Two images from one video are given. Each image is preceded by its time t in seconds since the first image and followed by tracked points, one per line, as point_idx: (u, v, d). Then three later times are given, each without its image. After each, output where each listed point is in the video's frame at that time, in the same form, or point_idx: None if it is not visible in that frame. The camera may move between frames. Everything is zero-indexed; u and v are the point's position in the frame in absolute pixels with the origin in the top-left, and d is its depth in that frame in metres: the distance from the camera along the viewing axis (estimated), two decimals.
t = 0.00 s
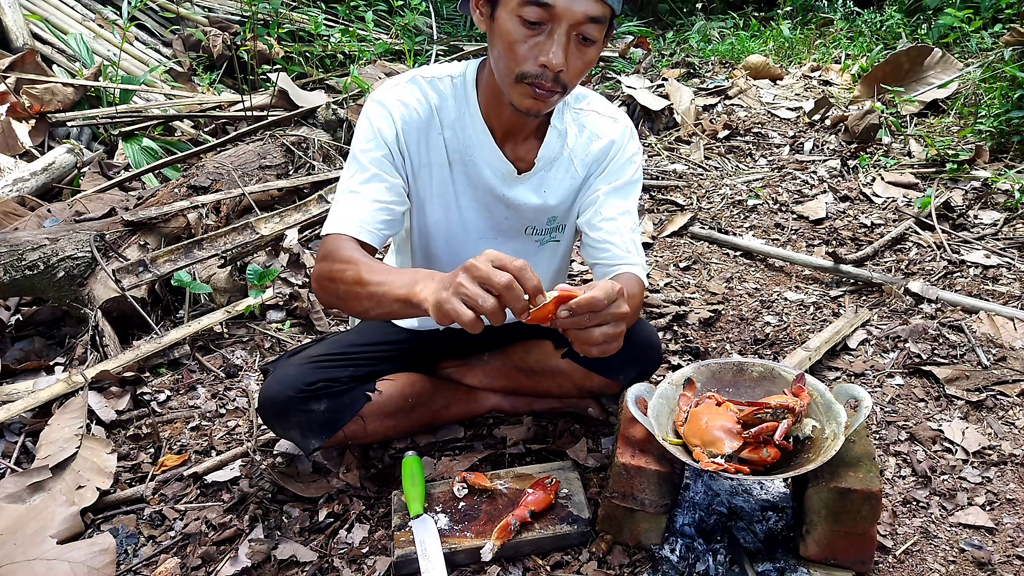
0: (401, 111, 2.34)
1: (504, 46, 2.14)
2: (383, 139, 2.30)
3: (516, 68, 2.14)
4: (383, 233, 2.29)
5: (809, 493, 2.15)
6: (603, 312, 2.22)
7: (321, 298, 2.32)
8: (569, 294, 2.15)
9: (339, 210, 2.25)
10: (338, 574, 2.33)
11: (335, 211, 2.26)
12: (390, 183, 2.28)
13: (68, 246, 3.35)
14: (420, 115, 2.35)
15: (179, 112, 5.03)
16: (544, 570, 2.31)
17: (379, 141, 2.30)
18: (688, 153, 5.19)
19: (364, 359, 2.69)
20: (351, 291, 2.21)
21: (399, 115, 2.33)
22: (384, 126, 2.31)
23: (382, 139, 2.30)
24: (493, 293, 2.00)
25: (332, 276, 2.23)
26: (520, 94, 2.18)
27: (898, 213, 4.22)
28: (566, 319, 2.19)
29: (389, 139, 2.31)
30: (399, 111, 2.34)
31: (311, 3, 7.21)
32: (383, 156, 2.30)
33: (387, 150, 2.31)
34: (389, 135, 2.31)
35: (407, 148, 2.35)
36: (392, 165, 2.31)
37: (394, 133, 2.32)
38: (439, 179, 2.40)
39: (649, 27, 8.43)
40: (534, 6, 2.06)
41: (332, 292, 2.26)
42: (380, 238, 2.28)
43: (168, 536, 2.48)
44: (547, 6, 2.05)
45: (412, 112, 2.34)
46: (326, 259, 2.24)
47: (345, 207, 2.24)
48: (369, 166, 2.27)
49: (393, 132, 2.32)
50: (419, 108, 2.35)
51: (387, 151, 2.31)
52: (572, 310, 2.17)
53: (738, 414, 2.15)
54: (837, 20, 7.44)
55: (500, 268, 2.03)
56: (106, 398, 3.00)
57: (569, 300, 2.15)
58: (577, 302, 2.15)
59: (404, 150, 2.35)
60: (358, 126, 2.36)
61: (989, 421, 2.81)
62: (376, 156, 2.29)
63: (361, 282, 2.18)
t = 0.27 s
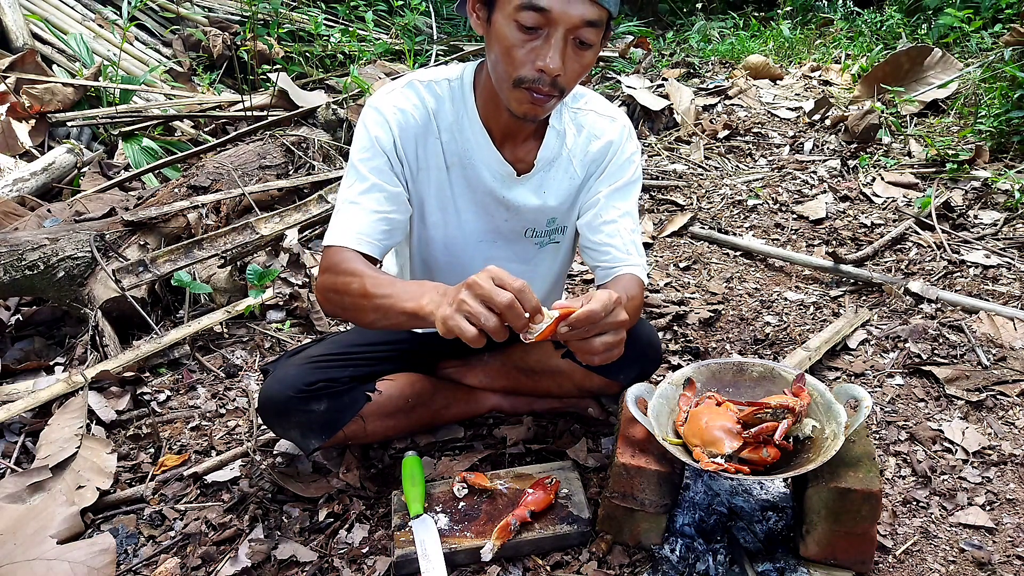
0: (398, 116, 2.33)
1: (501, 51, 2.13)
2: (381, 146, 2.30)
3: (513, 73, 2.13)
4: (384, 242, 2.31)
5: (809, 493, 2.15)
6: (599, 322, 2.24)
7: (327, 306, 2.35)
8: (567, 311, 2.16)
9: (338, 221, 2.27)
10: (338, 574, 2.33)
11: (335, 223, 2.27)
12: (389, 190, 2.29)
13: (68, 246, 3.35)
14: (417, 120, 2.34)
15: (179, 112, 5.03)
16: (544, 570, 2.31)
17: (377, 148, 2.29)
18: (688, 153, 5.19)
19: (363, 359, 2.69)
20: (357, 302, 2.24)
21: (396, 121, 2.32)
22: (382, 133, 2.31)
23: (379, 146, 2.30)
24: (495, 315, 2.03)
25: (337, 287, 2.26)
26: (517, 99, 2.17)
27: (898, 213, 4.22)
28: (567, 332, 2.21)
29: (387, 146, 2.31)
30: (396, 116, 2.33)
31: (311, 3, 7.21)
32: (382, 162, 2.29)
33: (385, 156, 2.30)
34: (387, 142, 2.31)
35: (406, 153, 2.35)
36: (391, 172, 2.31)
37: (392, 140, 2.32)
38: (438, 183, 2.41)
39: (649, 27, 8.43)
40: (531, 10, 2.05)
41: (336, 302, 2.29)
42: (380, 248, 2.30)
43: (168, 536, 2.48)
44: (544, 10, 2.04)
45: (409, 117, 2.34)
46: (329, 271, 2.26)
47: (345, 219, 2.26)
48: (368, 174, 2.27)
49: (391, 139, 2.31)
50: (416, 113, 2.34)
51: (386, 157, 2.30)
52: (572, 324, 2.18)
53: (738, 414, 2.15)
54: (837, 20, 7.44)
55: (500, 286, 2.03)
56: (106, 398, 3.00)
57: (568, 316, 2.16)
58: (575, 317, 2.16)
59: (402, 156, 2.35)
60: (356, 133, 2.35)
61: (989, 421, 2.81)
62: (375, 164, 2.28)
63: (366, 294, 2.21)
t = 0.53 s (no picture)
0: (398, 118, 2.31)
1: (501, 51, 2.12)
2: (384, 149, 2.28)
3: (513, 72, 2.13)
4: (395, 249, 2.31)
5: (809, 493, 2.15)
6: (624, 339, 2.29)
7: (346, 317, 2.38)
8: (597, 319, 2.23)
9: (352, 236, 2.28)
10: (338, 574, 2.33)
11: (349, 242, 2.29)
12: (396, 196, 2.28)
13: (68, 246, 3.35)
14: (417, 122, 2.32)
15: (179, 112, 5.03)
16: (544, 570, 2.31)
17: (379, 151, 2.27)
18: (688, 153, 5.19)
19: (363, 359, 2.69)
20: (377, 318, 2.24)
21: (397, 123, 2.30)
22: (383, 136, 2.28)
23: (381, 150, 2.28)
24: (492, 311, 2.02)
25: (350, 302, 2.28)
26: (518, 99, 2.17)
27: (898, 213, 4.22)
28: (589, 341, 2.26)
29: (390, 149, 2.28)
30: (397, 118, 2.31)
31: (311, 3, 7.21)
32: (385, 166, 2.27)
33: (388, 160, 2.28)
34: (390, 145, 2.29)
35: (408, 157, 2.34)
36: (397, 177, 2.29)
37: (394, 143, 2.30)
38: (439, 185, 2.40)
39: (649, 27, 8.43)
40: (532, 10, 2.05)
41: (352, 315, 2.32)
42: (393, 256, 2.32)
43: (168, 536, 2.48)
44: (545, 10, 2.04)
45: (410, 118, 2.32)
46: (350, 286, 2.27)
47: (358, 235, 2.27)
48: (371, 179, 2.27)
49: (393, 141, 2.29)
50: (417, 114, 2.32)
51: (389, 161, 2.28)
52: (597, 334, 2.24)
53: (738, 414, 2.15)
54: (837, 20, 7.44)
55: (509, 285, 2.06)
56: (106, 398, 3.00)
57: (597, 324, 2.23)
58: (602, 328, 2.22)
59: (404, 159, 2.33)
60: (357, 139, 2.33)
61: (989, 421, 2.81)
62: (378, 168, 2.27)
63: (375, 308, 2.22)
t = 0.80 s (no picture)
0: (400, 118, 2.31)
1: (501, 46, 2.13)
2: (385, 149, 2.28)
3: (513, 68, 2.13)
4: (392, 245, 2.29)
5: (809, 493, 2.15)
6: (623, 342, 2.29)
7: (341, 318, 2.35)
8: (596, 320, 2.22)
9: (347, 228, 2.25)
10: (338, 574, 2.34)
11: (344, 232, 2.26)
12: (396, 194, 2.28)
13: (68, 246, 3.35)
14: (419, 121, 2.33)
15: (179, 111, 5.02)
16: (544, 570, 2.31)
17: (381, 151, 2.27)
18: (688, 153, 5.19)
19: (363, 359, 2.69)
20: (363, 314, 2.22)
21: (398, 123, 2.30)
22: (385, 135, 2.28)
23: (383, 150, 2.27)
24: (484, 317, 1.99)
25: (342, 303, 2.25)
26: (517, 96, 2.16)
27: (898, 213, 4.22)
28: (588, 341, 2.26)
29: (392, 149, 2.29)
30: (398, 118, 2.31)
31: (311, 3, 7.21)
32: (387, 166, 2.28)
33: (390, 159, 2.28)
34: (392, 144, 2.29)
35: (410, 157, 2.34)
36: (398, 177, 2.30)
37: (396, 143, 2.29)
38: (441, 183, 2.40)
39: (649, 27, 8.43)
40: (531, 6, 2.05)
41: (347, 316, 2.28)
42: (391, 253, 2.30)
43: (168, 536, 2.48)
44: (543, 6, 2.05)
45: (411, 118, 2.32)
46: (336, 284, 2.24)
47: (352, 227, 2.24)
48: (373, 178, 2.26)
49: (395, 141, 2.29)
50: (418, 114, 2.32)
51: (391, 161, 2.28)
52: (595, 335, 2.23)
53: (737, 414, 2.15)
54: (837, 20, 7.44)
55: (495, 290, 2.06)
56: (106, 398, 3.00)
57: (595, 326, 2.22)
58: (602, 329, 2.22)
59: (406, 158, 2.33)
60: (358, 137, 2.33)
61: (989, 421, 2.81)
62: (380, 167, 2.27)
63: (366, 311, 2.19)
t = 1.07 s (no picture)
0: (402, 123, 2.30)
1: (501, 45, 2.13)
2: (386, 152, 2.27)
3: (513, 65, 2.13)
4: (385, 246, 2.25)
5: (809, 493, 2.15)
6: (635, 340, 2.31)
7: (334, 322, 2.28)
8: (608, 320, 2.25)
9: (340, 225, 2.22)
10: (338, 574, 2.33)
11: (336, 229, 2.21)
12: (395, 196, 2.26)
13: (68, 246, 3.35)
14: (421, 126, 2.32)
15: (179, 112, 5.02)
16: (544, 569, 2.31)
17: (381, 154, 2.27)
18: (688, 153, 5.19)
19: (363, 359, 2.69)
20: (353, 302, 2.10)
21: (400, 127, 2.30)
22: (386, 140, 2.28)
23: (383, 153, 2.27)
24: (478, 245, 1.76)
25: (333, 302, 2.17)
26: (518, 93, 2.15)
27: (898, 213, 4.22)
28: (600, 340, 2.28)
29: (392, 152, 2.28)
30: (400, 123, 2.30)
31: (311, 3, 7.21)
32: (387, 170, 2.27)
33: (390, 164, 2.28)
34: (392, 147, 2.28)
35: (412, 162, 2.33)
36: (397, 181, 2.29)
37: (397, 147, 2.29)
38: (443, 189, 2.39)
39: (649, 27, 8.43)
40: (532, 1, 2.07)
41: (343, 315, 2.21)
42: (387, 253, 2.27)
43: (168, 536, 2.48)
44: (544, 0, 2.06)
45: (413, 123, 2.31)
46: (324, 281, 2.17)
47: (346, 226, 2.20)
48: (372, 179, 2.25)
49: (396, 145, 2.29)
50: (419, 119, 2.32)
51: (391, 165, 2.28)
52: (608, 334, 2.26)
53: (738, 414, 2.15)
54: (837, 20, 7.44)
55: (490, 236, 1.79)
56: (106, 398, 3.00)
57: (608, 325, 2.25)
58: (614, 329, 2.25)
59: (407, 163, 2.32)
60: (359, 140, 2.33)
61: (989, 421, 2.81)
62: (379, 171, 2.26)
63: (358, 300, 2.08)
